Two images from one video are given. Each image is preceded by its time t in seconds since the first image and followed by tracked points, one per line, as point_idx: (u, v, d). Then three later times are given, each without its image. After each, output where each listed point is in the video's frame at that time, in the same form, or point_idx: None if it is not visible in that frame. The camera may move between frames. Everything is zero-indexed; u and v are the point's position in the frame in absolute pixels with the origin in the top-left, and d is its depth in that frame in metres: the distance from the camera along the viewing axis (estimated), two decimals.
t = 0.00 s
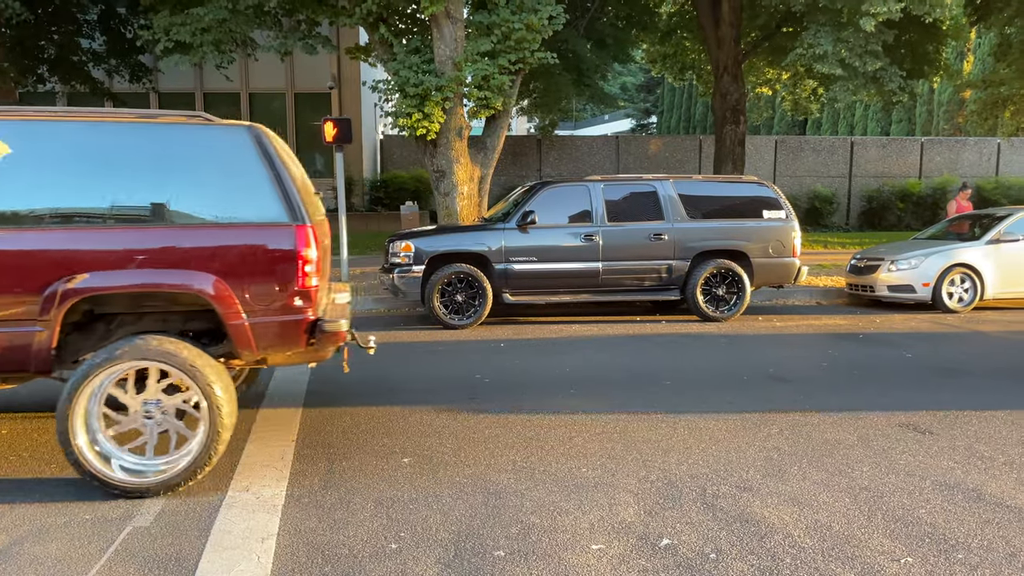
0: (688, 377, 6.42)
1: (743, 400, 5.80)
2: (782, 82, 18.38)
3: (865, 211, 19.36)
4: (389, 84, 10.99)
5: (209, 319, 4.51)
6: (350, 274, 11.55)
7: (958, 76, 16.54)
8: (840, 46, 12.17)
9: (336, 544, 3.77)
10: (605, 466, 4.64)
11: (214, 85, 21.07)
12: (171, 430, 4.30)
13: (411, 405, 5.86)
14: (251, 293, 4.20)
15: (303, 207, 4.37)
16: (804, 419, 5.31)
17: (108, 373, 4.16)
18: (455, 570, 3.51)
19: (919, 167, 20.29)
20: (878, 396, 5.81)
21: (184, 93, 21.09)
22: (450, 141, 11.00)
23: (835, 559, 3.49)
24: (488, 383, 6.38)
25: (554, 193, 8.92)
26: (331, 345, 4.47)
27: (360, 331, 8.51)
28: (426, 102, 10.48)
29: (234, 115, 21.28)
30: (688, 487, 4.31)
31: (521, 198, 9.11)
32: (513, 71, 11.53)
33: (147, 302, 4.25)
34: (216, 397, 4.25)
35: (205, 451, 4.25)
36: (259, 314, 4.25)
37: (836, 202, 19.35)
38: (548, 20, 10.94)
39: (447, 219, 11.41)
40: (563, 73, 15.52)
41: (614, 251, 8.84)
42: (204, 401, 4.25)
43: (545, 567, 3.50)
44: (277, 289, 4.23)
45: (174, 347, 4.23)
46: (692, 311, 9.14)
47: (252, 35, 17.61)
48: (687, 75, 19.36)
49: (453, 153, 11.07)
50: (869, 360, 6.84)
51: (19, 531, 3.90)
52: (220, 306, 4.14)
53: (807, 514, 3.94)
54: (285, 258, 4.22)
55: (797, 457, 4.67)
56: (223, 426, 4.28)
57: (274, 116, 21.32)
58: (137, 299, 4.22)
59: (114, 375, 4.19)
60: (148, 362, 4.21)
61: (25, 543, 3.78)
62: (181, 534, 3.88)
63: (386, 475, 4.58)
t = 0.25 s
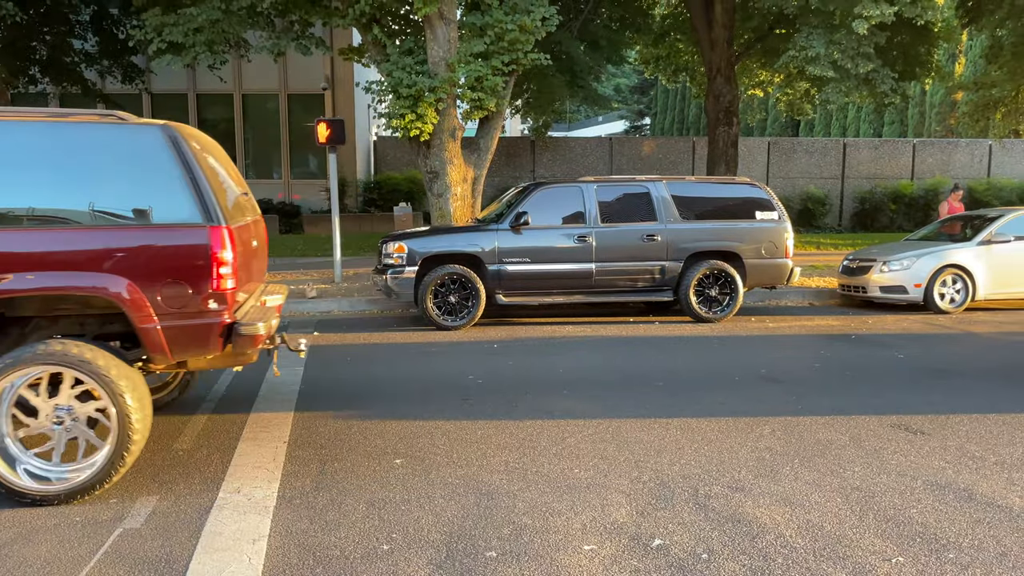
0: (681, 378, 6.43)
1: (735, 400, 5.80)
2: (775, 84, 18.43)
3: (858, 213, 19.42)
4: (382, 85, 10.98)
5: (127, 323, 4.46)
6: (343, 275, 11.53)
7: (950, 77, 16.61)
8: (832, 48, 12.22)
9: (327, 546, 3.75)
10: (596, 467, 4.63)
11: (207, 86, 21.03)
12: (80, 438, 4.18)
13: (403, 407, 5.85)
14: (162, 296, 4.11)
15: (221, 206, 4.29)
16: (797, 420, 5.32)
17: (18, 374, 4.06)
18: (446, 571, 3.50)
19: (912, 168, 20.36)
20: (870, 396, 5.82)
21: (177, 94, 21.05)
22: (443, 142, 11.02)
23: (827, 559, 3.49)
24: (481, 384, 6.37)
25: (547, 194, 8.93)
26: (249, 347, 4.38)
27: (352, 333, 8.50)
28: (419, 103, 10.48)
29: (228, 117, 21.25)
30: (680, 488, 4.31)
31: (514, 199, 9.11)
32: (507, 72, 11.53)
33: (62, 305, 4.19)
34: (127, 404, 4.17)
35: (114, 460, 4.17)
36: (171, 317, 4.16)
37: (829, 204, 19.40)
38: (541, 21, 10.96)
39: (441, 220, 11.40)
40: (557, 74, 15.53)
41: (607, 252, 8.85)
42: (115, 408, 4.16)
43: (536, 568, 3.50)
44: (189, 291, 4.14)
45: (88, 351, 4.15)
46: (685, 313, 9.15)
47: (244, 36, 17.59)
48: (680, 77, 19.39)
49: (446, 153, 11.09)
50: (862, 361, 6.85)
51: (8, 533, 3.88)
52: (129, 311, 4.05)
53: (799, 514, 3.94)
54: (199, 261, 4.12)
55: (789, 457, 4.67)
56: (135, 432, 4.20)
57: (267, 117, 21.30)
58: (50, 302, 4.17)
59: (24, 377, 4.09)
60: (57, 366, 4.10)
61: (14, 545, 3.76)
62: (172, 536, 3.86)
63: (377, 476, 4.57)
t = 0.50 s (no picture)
0: (675, 379, 6.44)
1: (728, 401, 5.81)
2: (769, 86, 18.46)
3: (851, 214, 19.47)
4: (376, 86, 10.96)
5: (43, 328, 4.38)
6: (337, 276, 11.50)
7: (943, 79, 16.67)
8: (825, 49, 12.27)
9: (320, 547, 3.74)
10: (589, 467, 4.64)
11: (201, 87, 21.00)
12: None
13: (395, 407, 5.85)
14: (76, 298, 4.06)
15: (137, 205, 4.24)
16: (789, 420, 5.33)
17: None
18: (439, 572, 3.49)
19: (905, 169, 20.43)
20: (863, 396, 5.84)
21: (171, 95, 21.01)
22: (437, 143, 11.03)
23: (820, 559, 3.50)
24: (474, 385, 6.37)
25: (541, 195, 8.94)
26: (169, 351, 4.29)
27: (346, 334, 8.49)
28: (413, 104, 10.48)
29: (222, 117, 21.21)
30: (673, 488, 4.31)
31: (508, 200, 9.11)
32: (501, 73, 11.54)
33: None
34: (34, 406, 4.03)
35: (20, 471, 4.02)
36: (85, 321, 4.09)
37: (822, 204, 19.44)
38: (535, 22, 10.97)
39: (435, 221, 11.40)
40: (551, 76, 15.54)
41: (601, 253, 8.85)
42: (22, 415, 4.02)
43: (528, 568, 3.50)
44: (103, 295, 4.08)
45: None
46: (679, 313, 9.16)
47: (238, 36, 17.56)
48: (675, 78, 19.43)
49: (440, 154, 11.09)
50: (854, 361, 6.87)
51: None
52: (41, 316, 4.01)
53: (791, 514, 3.95)
54: (113, 262, 4.06)
55: (781, 457, 4.69)
56: (43, 441, 4.04)
57: (261, 118, 21.28)
58: None
59: None
60: None
61: (6, 547, 3.74)
62: (164, 538, 3.85)
63: (371, 478, 4.56)
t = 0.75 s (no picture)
0: (669, 379, 6.45)
1: (721, 401, 5.83)
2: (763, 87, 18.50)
3: (844, 214, 19.54)
4: (370, 87, 10.95)
5: None
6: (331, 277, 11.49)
7: (936, 80, 16.73)
8: (819, 51, 12.32)
9: (314, 548, 3.74)
10: (583, 468, 4.64)
11: (194, 87, 20.97)
12: None
13: (390, 408, 5.84)
14: None
15: (52, 206, 4.11)
16: (783, 420, 5.34)
17: None
18: (433, 573, 3.49)
19: (898, 170, 20.51)
20: (856, 397, 5.86)
21: (165, 95, 20.97)
22: (431, 144, 11.02)
23: (812, 559, 3.51)
24: (468, 386, 6.37)
25: (536, 196, 8.94)
26: (86, 356, 4.08)
27: (340, 335, 8.48)
28: (407, 105, 10.46)
29: (215, 118, 21.17)
30: (667, 489, 4.32)
31: (503, 201, 9.12)
32: (495, 74, 11.55)
33: None
34: None
35: None
36: None
37: (816, 205, 19.50)
38: (529, 23, 10.99)
39: (429, 222, 11.39)
40: (545, 77, 15.55)
41: (595, 254, 8.86)
42: None
43: (522, 569, 3.50)
44: (15, 298, 3.90)
45: None
46: (674, 314, 9.18)
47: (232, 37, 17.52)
48: (669, 79, 19.46)
49: (434, 155, 11.09)
50: (848, 362, 6.89)
51: None
52: None
53: (784, 515, 3.96)
54: (27, 265, 3.91)
55: (775, 457, 4.70)
56: None
57: (255, 119, 21.25)
58: None
59: None
60: None
61: None
62: (157, 539, 3.84)
63: (364, 479, 4.55)
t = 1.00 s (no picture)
0: (663, 380, 6.46)
1: (715, 402, 5.83)
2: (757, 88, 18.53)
3: (838, 215, 19.59)
4: (364, 87, 10.93)
5: None
6: (325, 278, 11.47)
7: (928, 82, 16.80)
8: (813, 51, 12.35)
9: (307, 550, 3.72)
10: (577, 469, 4.65)
11: (188, 88, 20.91)
12: None
13: (383, 409, 5.84)
14: None
15: None
16: (776, 421, 5.35)
17: None
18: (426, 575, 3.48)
19: (890, 170, 20.58)
20: (848, 397, 5.87)
21: (158, 95, 20.91)
22: (426, 144, 11.01)
23: (806, 559, 3.51)
24: (462, 387, 6.37)
25: (530, 197, 8.94)
26: None
27: (333, 335, 8.47)
28: (401, 105, 10.44)
29: (209, 118, 21.11)
30: (661, 489, 4.32)
31: (497, 202, 9.11)
32: (489, 75, 11.54)
33: None
34: None
35: None
36: None
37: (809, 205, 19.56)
38: (523, 24, 10.99)
39: (423, 223, 11.38)
40: (539, 77, 15.56)
41: (590, 254, 8.86)
42: None
43: (515, 571, 3.49)
44: None
45: None
46: (667, 315, 9.19)
47: (225, 37, 17.48)
48: (662, 80, 19.48)
49: (428, 156, 11.07)
50: (841, 362, 6.91)
51: None
52: None
53: (778, 515, 3.96)
54: None
55: (769, 457, 4.71)
56: None
57: (249, 119, 21.20)
58: None
59: None
60: None
61: None
62: (149, 542, 3.82)
63: (358, 481, 4.53)
